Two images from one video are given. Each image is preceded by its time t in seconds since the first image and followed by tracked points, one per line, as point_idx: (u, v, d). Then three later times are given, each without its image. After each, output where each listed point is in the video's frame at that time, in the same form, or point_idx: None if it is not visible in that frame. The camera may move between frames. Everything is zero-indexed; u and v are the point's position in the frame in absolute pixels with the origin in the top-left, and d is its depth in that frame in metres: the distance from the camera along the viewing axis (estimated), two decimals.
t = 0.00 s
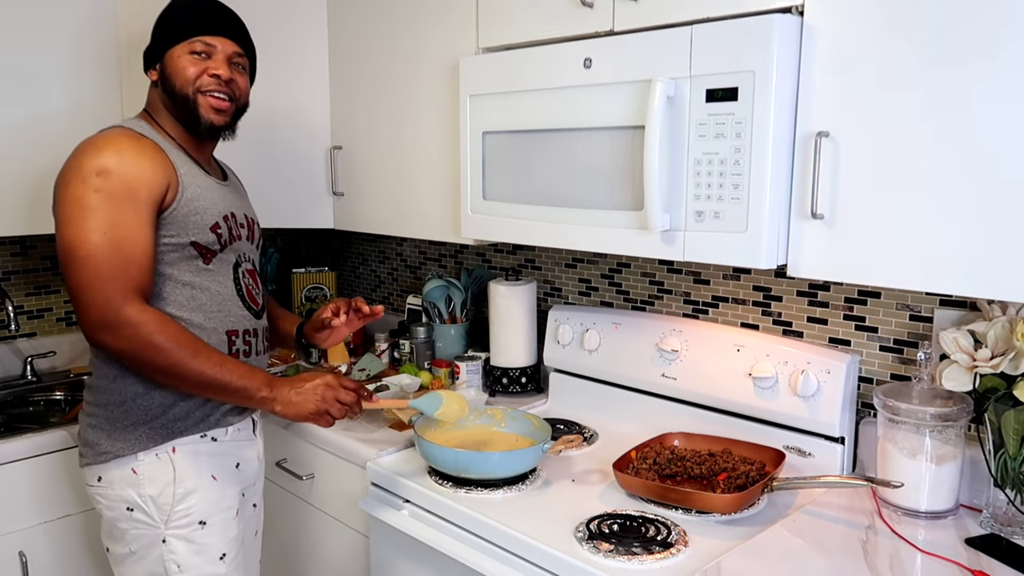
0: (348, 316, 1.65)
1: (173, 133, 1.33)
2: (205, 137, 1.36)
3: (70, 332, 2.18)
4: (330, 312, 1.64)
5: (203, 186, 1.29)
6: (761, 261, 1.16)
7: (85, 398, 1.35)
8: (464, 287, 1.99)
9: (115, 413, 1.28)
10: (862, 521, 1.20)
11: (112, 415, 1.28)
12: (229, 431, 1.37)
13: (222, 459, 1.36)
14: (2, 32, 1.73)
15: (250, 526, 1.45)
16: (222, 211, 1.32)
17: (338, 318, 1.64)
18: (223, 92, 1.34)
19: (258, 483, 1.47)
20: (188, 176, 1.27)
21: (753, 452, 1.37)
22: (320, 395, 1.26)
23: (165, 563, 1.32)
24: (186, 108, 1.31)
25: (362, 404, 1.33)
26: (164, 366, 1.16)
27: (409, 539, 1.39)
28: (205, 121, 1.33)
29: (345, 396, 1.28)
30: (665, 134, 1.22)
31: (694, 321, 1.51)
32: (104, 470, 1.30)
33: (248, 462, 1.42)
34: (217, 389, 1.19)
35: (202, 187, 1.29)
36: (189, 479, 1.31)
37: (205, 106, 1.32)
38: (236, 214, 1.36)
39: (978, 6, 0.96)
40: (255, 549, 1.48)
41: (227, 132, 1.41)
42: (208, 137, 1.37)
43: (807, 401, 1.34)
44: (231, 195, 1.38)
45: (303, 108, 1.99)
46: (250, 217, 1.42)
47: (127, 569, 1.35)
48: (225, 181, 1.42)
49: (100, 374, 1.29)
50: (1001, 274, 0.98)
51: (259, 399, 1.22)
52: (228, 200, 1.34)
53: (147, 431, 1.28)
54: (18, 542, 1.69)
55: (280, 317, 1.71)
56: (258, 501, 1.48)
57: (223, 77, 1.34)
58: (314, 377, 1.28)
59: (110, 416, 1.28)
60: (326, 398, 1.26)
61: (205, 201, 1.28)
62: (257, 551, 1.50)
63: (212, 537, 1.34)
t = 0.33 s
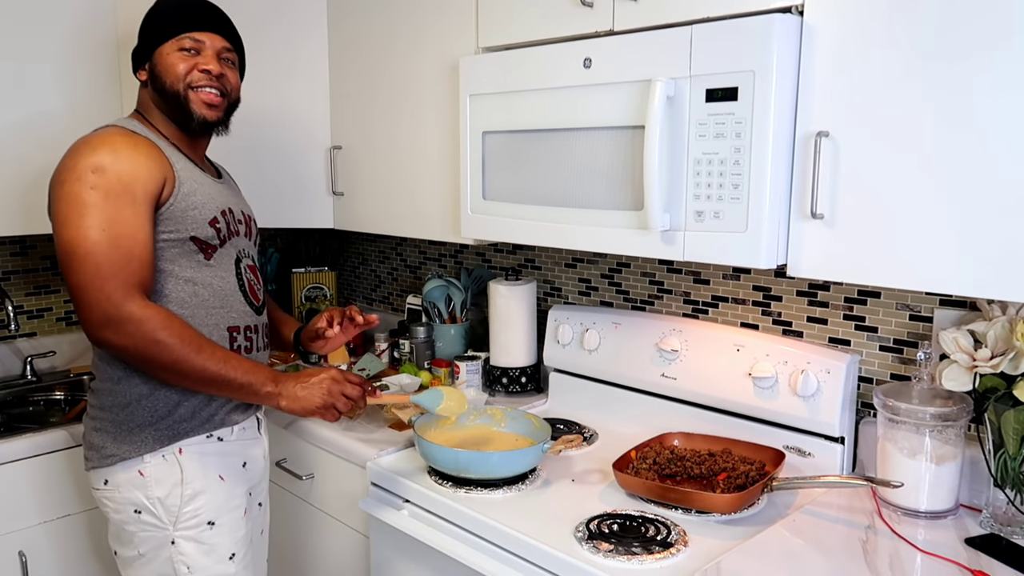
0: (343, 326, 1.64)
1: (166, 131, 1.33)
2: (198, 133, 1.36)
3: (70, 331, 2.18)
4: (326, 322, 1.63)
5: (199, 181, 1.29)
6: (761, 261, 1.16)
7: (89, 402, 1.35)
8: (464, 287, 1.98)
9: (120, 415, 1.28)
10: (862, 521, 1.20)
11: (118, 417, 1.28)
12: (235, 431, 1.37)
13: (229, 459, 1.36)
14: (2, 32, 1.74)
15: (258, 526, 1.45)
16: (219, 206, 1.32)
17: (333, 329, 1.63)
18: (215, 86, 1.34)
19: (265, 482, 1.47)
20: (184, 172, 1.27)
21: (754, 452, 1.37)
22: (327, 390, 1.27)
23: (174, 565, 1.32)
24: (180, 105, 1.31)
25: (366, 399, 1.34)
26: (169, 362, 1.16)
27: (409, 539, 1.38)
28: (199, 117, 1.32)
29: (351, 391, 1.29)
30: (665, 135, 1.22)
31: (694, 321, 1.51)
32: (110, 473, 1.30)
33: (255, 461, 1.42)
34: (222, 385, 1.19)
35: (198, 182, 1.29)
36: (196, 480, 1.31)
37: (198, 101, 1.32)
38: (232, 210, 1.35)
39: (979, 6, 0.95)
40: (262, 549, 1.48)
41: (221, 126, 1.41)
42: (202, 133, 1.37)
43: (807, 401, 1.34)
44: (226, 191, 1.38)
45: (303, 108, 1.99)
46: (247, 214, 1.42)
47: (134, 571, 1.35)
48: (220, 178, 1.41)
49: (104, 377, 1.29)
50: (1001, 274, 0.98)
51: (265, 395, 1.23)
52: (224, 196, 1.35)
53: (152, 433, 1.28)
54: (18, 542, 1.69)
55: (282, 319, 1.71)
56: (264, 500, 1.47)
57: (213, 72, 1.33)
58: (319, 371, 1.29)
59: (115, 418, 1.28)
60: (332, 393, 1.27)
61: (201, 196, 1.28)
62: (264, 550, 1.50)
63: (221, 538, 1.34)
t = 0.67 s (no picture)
0: (336, 334, 1.62)
1: (168, 129, 1.33)
2: (201, 132, 1.36)
3: (70, 331, 2.18)
4: (319, 335, 1.62)
5: (204, 181, 1.30)
6: (761, 261, 1.16)
7: (87, 402, 1.35)
8: (464, 287, 1.99)
9: (120, 416, 1.28)
10: (862, 521, 1.20)
11: (119, 419, 1.28)
12: (235, 431, 1.37)
13: (230, 460, 1.36)
14: (2, 32, 1.74)
15: (259, 526, 1.46)
16: (224, 206, 1.32)
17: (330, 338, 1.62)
18: (221, 85, 1.34)
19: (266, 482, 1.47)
20: (190, 172, 1.27)
21: (753, 452, 1.37)
22: (354, 391, 1.30)
23: (175, 566, 1.32)
24: (187, 103, 1.31)
25: (388, 403, 1.38)
26: (200, 358, 1.15)
27: (408, 539, 1.38)
28: (206, 114, 1.33)
29: (378, 391, 1.34)
30: (665, 135, 1.22)
31: (694, 321, 1.51)
32: (111, 474, 1.29)
33: (255, 461, 1.42)
34: (250, 384, 1.19)
35: (204, 182, 1.29)
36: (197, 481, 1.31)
37: (205, 99, 1.32)
38: (235, 211, 1.36)
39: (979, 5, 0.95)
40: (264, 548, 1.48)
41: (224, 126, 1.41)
42: (205, 133, 1.37)
43: (807, 401, 1.34)
44: (226, 191, 1.38)
45: (303, 107, 1.99)
46: (248, 214, 1.42)
47: (135, 572, 1.35)
48: (220, 179, 1.41)
49: (105, 378, 1.29)
50: (1001, 274, 0.98)
51: (293, 396, 1.24)
52: (227, 196, 1.35)
53: (153, 433, 1.28)
54: (18, 541, 1.69)
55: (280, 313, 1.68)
56: (264, 500, 1.47)
57: (221, 70, 1.34)
58: (345, 374, 1.33)
59: (115, 419, 1.28)
60: (360, 393, 1.31)
61: (208, 196, 1.29)
62: (264, 550, 1.50)
63: (222, 538, 1.34)
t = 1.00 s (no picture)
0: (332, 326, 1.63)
1: (168, 126, 1.33)
2: (204, 130, 1.36)
3: (70, 331, 2.18)
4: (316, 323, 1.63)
5: (205, 181, 1.30)
6: (761, 261, 1.16)
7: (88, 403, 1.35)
8: (464, 286, 1.98)
9: (118, 417, 1.28)
10: (862, 521, 1.20)
11: (116, 420, 1.28)
12: (234, 433, 1.37)
13: (228, 461, 1.36)
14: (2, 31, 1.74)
15: (258, 526, 1.45)
16: (226, 206, 1.32)
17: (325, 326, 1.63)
18: (225, 82, 1.34)
19: (265, 483, 1.47)
20: (190, 172, 1.27)
21: (753, 452, 1.37)
22: (344, 381, 1.26)
23: (172, 567, 1.32)
24: (191, 100, 1.31)
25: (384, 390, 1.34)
26: (183, 360, 1.15)
27: (408, 539, 1.38)
28: (210, 111, 1.32)
29: (369, 379, 1.29)
30: (665, 135, 1.22)
31: (694, 321, 1.51)
32: (108, 475, 1.30)
33: (254, 463, 1.42)
34: (239, 380, 1.18)
35: (205, 182, 1.29)
36: (193, 483, 1.31)
37: (209, 96, 1.32)
38: (238, 211, 1.36)
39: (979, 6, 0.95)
40: (263, 549, 1.48)
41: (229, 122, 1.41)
42: (209, 128, 1.37)
43: (807, 401, 1.34)
44: (232, 191, 1.38)
45: (303, 107, 1.99)
46: (252, 214, 1.42)
47: (133, 573, 1.35)
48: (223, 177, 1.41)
49: (104, 379, 1.29)
50: (1000, 275, 0.98)
51: (281, 388, 1.21)
52: (229, 196, 1.35)
53: (151, 435, 1.28)
54: (18, 541, 1.69)
55: (284, 313, 1.68)
56: (263, 500, 1.47)
57: (226, 68, 1.34)
58: (334, 364, 1.29)
59: (113, 420, 1.28)
60: (351, 381, 1.27)
61: (208, 196, 1.29)
62: (263, 550, 1.50)
63: (219, 540, 1.34)
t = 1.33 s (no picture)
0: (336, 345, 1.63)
1: (173, 127, 1.32)
2: (210, 134, 1.36)
3: (70, 330, 2.18)
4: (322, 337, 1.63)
5: (205, 182, 1.29)
6: (761, 261, 1.16)
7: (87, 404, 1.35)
8: (464, 286, 1.98)
9: (115, 418, 1.28)
10: (862, 521, 1.20)
11: (113, 420, 1.28)
12: (233, 434, 1.37)
13: (226, 462, 1.36)
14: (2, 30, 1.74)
15: (257, 527, 1.46)
16: (225, 208, 1.32)
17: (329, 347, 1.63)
18: (233, 89, 1.34)
19: (264, 484, 1.47)
20: (190, 173, 1.27)
21: (753, 452, 1.37)
22: (316, 399, 1.27)
23: (170, 568, 1.32)
24: (199, 104, 1.31)
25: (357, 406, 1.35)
26: (158, 366, 1.15)
27: (408, 539, 1.38)
28: (218, 116, 1.32)
29: (342, 398, 1.30)
30: (665, 135, 1.22)
31: (694, 321, 1.51)
32: (106, 476, 1.30)
33: (253, 464, 1.41)
34: (211, 393, 1.19)
35: (204, 184, 1.29)
36: (191, 485, 1.31)
37: (218, 102, 1.32)
38: (238, 212, 1.36)
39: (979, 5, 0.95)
40: (263, 550, 1.48)
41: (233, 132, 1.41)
42: (213, 135, 1.36)
43: (807, 401, 1.34)
44: (233, 193, 1.38)
45: (304, 108, 1.99)
46: (253, 216, 1.42)
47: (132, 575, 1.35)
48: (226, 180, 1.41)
49: (101, 379, 1.29)
50: (1001, 274, 0.98)
51: (254, 404, 1.22)
52: (229, 197, 1.34)
53: (147, 436, 1.28)
54: (18, 541, 1.69)
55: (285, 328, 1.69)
56: (262, 501, 1.47)
57: (234, 75, 1.34)
58: (308, 380, 1.29)
59: (110, 420, 1.28)
60: (322, 400, 1.27)
61: (207, 197, 1.29)
62: (263, 551, 1.50)
63: (217, 542, 1.34)
